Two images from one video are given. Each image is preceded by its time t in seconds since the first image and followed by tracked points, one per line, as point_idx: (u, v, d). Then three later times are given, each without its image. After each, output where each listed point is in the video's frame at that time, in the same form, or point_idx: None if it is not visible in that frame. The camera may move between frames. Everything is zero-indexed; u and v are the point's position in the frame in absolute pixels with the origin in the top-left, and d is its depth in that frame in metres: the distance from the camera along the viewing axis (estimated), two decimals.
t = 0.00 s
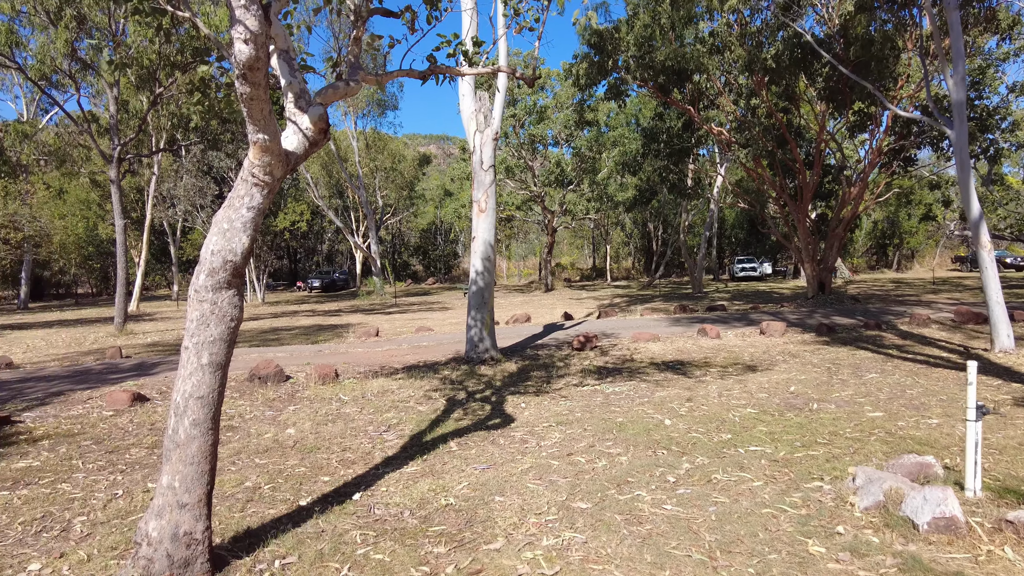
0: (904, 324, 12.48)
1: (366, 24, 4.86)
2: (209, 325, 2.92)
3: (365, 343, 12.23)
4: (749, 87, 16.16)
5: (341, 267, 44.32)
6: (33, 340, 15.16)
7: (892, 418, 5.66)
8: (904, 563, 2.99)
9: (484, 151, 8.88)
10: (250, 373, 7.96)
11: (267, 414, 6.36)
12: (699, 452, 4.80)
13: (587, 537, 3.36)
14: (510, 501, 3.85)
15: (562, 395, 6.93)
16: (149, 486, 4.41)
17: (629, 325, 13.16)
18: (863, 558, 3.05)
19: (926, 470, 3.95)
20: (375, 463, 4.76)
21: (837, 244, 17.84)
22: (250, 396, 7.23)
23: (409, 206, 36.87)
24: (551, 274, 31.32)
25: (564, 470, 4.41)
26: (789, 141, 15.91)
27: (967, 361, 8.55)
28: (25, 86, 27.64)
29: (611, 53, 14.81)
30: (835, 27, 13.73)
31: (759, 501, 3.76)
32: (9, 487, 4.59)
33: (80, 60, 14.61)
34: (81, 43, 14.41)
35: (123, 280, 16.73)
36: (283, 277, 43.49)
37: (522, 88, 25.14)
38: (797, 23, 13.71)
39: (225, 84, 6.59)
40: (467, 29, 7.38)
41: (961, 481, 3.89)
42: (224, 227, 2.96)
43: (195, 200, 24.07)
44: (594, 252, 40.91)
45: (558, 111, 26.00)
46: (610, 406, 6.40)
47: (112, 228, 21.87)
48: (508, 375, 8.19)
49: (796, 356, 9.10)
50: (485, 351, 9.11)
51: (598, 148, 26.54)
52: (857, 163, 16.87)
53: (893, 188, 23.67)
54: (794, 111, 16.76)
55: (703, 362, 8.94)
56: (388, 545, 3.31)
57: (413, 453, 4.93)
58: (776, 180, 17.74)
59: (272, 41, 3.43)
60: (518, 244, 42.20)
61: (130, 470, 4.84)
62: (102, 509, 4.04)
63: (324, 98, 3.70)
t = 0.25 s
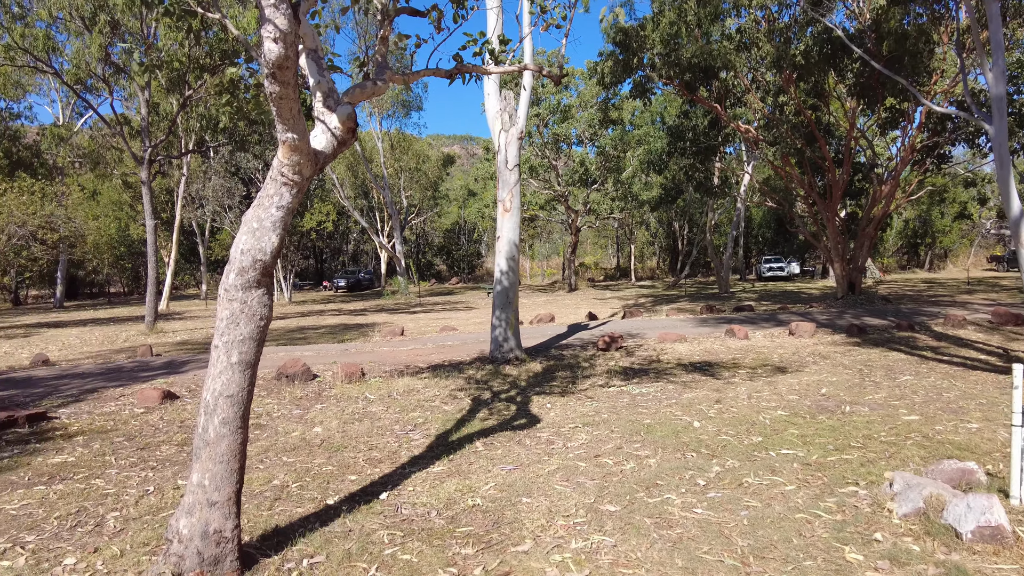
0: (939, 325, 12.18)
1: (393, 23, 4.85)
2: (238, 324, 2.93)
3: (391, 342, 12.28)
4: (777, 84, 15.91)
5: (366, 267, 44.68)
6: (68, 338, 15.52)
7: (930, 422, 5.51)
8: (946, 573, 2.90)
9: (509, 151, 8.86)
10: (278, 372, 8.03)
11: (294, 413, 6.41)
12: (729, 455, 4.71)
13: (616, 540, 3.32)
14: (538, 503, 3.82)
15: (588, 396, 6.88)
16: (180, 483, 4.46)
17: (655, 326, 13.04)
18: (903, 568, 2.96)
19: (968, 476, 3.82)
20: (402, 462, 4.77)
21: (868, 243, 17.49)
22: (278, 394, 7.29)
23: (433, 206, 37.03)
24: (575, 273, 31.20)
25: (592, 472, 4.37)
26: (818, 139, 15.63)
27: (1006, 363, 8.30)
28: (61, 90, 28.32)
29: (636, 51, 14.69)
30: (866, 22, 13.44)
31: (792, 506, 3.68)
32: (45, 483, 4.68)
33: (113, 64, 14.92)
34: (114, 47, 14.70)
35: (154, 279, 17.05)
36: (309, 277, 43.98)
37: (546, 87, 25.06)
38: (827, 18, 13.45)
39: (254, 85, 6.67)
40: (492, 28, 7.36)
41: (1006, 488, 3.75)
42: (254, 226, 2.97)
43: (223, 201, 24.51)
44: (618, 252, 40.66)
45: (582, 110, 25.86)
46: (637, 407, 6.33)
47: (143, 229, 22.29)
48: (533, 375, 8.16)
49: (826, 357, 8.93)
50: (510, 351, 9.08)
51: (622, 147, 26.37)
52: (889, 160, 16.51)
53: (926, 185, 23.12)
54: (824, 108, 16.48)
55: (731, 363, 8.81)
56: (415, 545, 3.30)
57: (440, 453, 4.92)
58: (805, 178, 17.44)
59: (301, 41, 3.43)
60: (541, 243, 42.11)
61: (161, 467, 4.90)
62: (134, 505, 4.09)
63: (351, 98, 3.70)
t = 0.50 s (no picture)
0: (983, 327, 11.80)
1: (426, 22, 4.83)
2: (275, 323, 2.94)
3: (421, 341, 12.33)
4: (812, 80, 15.59)
5: (395, 267, 45.04)
6: (108, 336, 15.92)
7: (977, 427, 5.31)
8: None
9: (540, 150, 8.81)
10: (310, 370, 8.11)
11: (327, 411, 6.45)
12: (767, 459, 4.61)
13: (653, 545, 3.26)
14: (572, 506, 3.79)
15: (620, 398, 6.80)
16: (216, 480, 4.51)
17: (687, 326, 12.88)
18: None
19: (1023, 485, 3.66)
20: (434, 462, 4.76)
21: (906, 242, 17.04)
22: (311, 392, 7.36)
23: (461, 206, 37.16)
24: (604, 273, 31.01)
25: (627, 476, 4.31)
26: (855, 136, 15.27)
27: None
28: (101, 94, 29.11)
29: (667, 48, 14.52)
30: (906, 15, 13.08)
31: (835, 512, 3.57)
32: (86, 477, 4.77)
33: (151, 69, 15.25)
34: (153, 51, 15.05)
35: (189, 278, 17.39)
36: (339, 277, 44.51)
37: (575, 86, 24.94)
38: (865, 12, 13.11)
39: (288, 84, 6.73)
40: (523, 26, 7.32)
41: None
42: (291, 225, 2.98)
43: (256, 202, 25.05)
44: (647, 251, 40.33)
45: (611, 109, 25.67)
46: (671, 410, 6.24)
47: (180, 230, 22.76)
48: (564, 375, 8.11)
49: (865, 360, 8.70)
50: (540, 352, 9.03)
51: (652, 145, 26.13)
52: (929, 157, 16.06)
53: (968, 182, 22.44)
54: (860, 105, 16.10)
55: (766, 365, 8.65)
56: (450, 546, 3.28)
57: (472, 453, 4.90)
58: (841, 176, 17.06)
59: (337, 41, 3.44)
60: (570, 243, 41.97)
61: (197, 463, 4.96)
62: (172, 502, 4.14)
63: (386, 97, 3.70)
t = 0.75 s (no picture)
0: None
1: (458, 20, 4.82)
2: (312, 321, 2.96)
3: (448, 341, 12.37)
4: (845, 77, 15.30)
5: (422, 266, 45.29)
6: (143, 333, 16.25)
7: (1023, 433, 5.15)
8: None
9: (568, 149, 8.77)
10: (341, 369, 8.18)
11: (358, 409, 6.50)
12: (804, 462, 4.52)
13: (690, 549, 3.21)
14: (606, 508, 3.75)
15: (651, 399, 6.75)
16: (250, 476, 4.55)
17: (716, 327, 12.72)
18: None
19: None
20: (465, 461, 4.75)
21: (943, 242, 16.62)
22: (341, 390, 7.42)
23: (487, 206, 37.22)
24: (631, 273, 30.81)
25: (660, 479, 4.27)
26: (890, 133, 14.94)
27: None
28: (137, 97, 29.77)
29: (696, 46, 14.37)
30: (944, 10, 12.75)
31: (877, 519, 3.48)
32: (125, 472, 4.87)
33: (185, 72, 15.53)
34: (187, 55, 15.34)
35: (221, 277, 17.68)
36: (366, 276, 44.90)
37: (602, 85, 24.81)
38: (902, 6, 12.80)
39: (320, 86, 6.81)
40: (552, 24, 7.28)
41: None
42: (328, 224, 3.00)
43: (286, 202, 25.47)
44: (674, 251, 39.96)
45: (639, 107, 25.48)
46: (703, 412, 6.16)
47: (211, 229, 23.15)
48: (593, 376, 8.06)
49: (902, 362, 8.50)
50: (568, 352, 8.98)
51: (680, 144, 25.89)
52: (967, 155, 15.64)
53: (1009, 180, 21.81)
54: (895, 101, 15.75)
55: (799, 367, 8.50)
56: (484, 546, 3.27)
57: (503, 453, 4.89)
58: (875, 175, 16.70)
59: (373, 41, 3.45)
60: (596, 243, 41.79)
61: (232, 460, 5.02)
62: (208, 497, 4.18)
63: (420, 97, 3.70)
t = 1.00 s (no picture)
0: None
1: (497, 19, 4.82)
2: (357, 319, 3.00)
3: (478, 340, 12.41)
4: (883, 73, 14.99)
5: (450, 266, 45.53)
6: (179, 330, 16.61)
7: None
8: None
9: (601, 148, 8.75)
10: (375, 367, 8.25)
11: (392, 407, 6.55)
12: (846, 466, 4.44)
13: (733, 551, 3.17)
14: (646, 509, 3.74)
15: (686, 401, 6.70)
16: (289, 471, 4.61)
17: (750, 329, 12.56)
18: None
19: None
20: (502, 459, 4.76)
21: (985, 242, 16.17)
22: (375, 388, 7.49)
23: (515, 207, 37.27)
24: (659, 274, 30.57)
25: (700, 481, 4.23)
26: (930, 130, 14.58)
27: None
28: (173, 99, 30.43)
29: (729, 43, 14.20)
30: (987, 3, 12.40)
31: (927, 525, 3.40)
32: (168, 465, 4.97)
33: (221, 74, 15.81)
34: (223, 58, 15.65)
35: (254, 276, 17.99)
36: (395, 276, 45.30)
37: (631, 84, 24.68)
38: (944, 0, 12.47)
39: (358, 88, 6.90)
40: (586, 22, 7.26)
41: None
42: (373, 223, 3.04)
43: (318, 203, 25.87)
44: (704, 252, 39.55)
45: (669, 106, 25.29)
46: (740, 414, 6.10)
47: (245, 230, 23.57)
48: (626, 377, 8.02)
49: (944, 365, 8.30)
50: (599, 352, 8.92)
51: (711, 143, 25.62)
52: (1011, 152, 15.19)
53: None
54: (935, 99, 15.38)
55: (837, 369, 8.35)
56: (524, 545, 3.27)
57: (539, 452, 4.90)
58: (913, 173, 16.32)
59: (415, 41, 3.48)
60: (624, 244, 41.55)
61: (271, 455, 5.09)
62: (249, 492, 4.23)
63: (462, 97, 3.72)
